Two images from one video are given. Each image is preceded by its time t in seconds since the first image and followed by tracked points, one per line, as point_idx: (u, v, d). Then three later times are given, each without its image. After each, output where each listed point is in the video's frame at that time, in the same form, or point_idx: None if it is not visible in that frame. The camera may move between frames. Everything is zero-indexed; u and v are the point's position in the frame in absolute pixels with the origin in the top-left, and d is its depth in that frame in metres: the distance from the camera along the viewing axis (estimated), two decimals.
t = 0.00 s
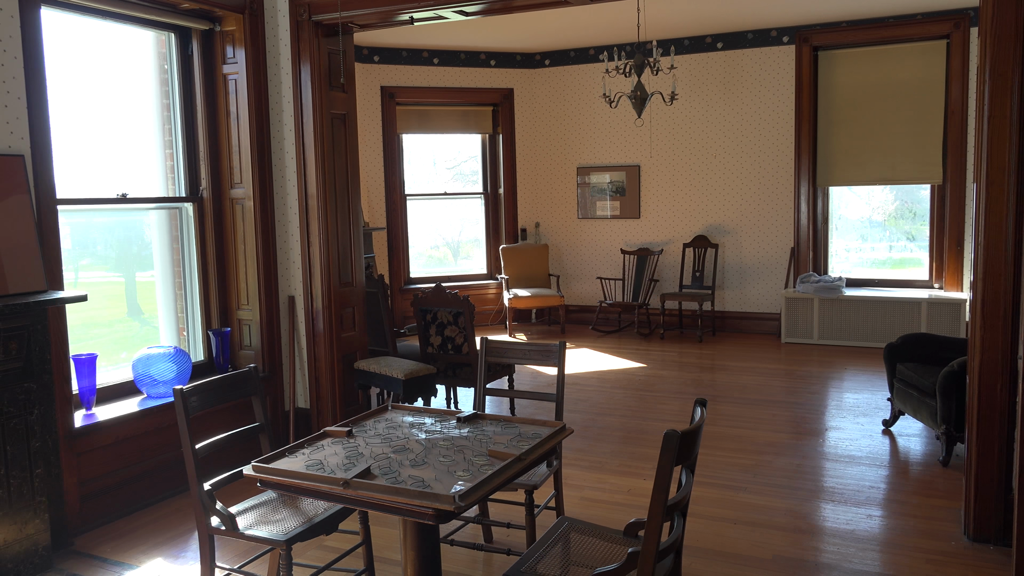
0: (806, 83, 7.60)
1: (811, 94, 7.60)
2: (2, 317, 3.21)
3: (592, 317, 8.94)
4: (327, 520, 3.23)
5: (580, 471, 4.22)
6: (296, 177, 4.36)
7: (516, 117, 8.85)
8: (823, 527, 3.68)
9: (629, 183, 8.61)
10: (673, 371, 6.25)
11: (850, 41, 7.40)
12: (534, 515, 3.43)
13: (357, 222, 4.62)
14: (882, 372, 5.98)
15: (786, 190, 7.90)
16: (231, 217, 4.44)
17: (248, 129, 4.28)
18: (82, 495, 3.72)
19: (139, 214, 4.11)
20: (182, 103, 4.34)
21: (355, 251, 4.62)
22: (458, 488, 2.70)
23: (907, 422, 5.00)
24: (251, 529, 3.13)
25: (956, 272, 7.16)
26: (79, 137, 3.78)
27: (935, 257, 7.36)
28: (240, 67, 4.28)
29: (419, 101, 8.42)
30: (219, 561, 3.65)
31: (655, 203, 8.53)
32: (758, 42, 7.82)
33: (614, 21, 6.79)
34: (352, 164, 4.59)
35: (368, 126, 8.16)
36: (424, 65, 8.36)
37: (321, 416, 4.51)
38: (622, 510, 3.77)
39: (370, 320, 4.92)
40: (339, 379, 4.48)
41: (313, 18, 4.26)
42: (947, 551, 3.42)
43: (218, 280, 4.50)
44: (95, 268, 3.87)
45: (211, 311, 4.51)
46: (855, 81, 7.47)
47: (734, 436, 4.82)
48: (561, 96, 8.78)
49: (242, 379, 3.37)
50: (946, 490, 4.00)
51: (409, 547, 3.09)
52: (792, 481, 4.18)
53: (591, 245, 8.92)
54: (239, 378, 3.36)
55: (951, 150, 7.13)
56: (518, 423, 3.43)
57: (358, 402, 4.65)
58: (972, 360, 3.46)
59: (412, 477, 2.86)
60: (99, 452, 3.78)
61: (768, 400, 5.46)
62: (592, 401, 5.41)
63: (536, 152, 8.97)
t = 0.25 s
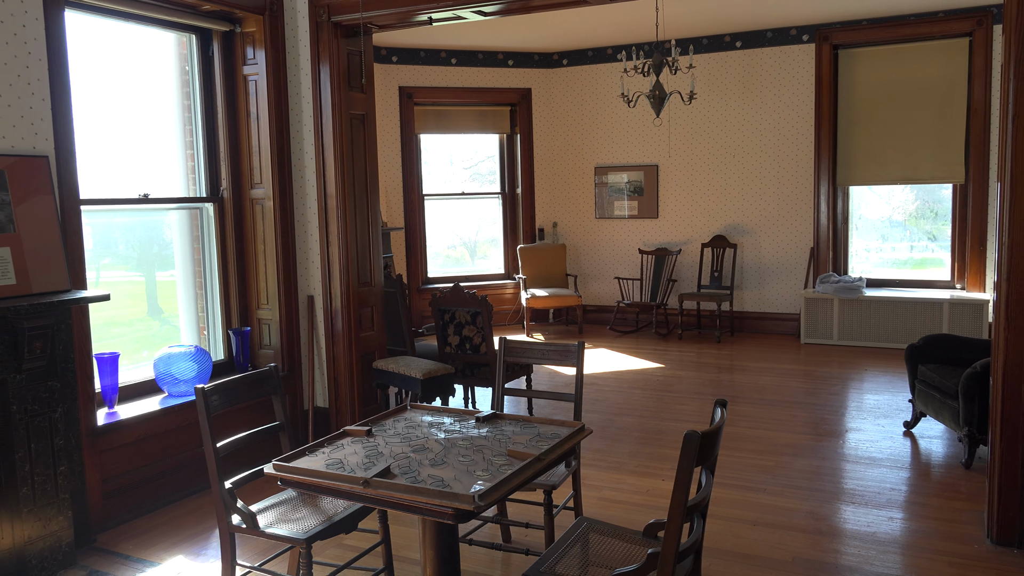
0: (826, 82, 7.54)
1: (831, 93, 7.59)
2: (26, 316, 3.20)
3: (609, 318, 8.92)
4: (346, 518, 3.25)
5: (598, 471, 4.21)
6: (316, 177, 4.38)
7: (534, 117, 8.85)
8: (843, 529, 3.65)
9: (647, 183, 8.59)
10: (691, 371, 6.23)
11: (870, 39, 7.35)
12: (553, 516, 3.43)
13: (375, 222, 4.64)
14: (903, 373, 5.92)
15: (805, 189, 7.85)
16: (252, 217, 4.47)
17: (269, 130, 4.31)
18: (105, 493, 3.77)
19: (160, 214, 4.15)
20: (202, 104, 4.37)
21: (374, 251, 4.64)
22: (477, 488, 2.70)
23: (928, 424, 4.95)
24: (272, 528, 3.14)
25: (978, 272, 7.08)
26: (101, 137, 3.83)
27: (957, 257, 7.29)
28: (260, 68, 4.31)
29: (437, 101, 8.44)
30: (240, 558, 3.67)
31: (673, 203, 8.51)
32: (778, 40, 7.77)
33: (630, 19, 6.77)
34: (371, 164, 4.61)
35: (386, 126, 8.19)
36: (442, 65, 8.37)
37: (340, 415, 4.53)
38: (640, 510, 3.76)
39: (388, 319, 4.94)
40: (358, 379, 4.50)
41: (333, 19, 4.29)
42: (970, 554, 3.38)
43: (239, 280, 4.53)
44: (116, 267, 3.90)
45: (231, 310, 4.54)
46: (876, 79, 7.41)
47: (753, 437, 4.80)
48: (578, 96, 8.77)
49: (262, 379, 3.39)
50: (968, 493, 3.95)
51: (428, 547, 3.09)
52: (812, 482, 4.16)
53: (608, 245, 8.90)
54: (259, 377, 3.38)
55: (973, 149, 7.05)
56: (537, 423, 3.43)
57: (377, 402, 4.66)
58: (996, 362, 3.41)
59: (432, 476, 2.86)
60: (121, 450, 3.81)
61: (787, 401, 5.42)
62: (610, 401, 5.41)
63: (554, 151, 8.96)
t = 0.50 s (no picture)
0: (843, 79, 7.49)
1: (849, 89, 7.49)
2: (48, 314, 3.26)
3: (624, 317, 8.90)
4: (363, 516, 3.26)
5: (613, 471, 4.21)
6: (332, 176, 4.40)
7: (549, 116, 8.85)
8: (861, 530, 3.62)
9: (662, 181, 8.57)
10: (706, 370, 6.21)
11: (888, 36, 7.30)
12: (568, 514, 3.43)
13: (391, 221, 4.65)
14: (921, 373, 5.87)
15: (822, 187, 7.80)
16: (269, 215, 4.49)
17: (285, 129, 4.34)
18: (124, 490, 3.80)
19: (177, 213, 4.17)
20: (220, 104, 4.40)
21: (389, 250, 4.65)
22: (493, 487, 2.71)
23: (947, 424, 4.91)
24: (289, 525, 3.16)
25: (997, 271, 7.01)
26: (120, 137, 3.86)
27: (976, 255, 7.22)
28: (277, 67, 4.34)
29: (452, 101, 8.45)
30: (257, 556, 3.69)
31: (689, 201, 8.48)
32: (794, 38, 7.73)
33: (644, 17, 6.74)
34: (386, 163, 4.62)
35: (401, 125, 8.22)
36: (457, 65, 8.38)
37: (356, 414, 4.55)
38: (656, 510, 3.75)
39: (404, 317, 4.95)
40: (374, 377, 4.52)
41: (349, 19, 4.31)
42: (990, 555, 3.35)
43: (256, 278, 4.56)
44: (133, 267, 3.93)
45: (248, 309, 4.56)
46: (893, 77, 7.36)
47: (769, 436, 4.78)
48: (593, 94, 8.76)
49: (278, 377, 3.40)
50: (988, 493, 3.91)
51: (444, 545, 3.10)
52: (829, 482, 4.13)
53: (624, 244, 8.88)
54: (276, 375, 3.39)
55: (993, 147, 6.98)
56: (553, 422, 3.43)
57: (393, 401, 4.68)
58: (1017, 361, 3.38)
59: (449, 475, 2.87)
60: (140, 447, 3.85)
61: (804, 400, 5.39)
62: (625, 400, 5.40)
63: (569, 150, 8.96)
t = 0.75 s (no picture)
0: (860, 78, 7.45)
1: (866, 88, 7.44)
2: (66, 312, 3.27)
3: (638, 317, 8.88)
4: (378, 514, 3.26)
5: (628, 471, 4.20)
6: (348, 176, 4.42)
7: (563, 116, 8.84)
8: (877, 532, 3.60)
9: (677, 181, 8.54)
10: (721, 371, 6.19)
11: (906, 35, 7.24)
12: (583, 515, 3.43)
13: (406, 220, 4.67)
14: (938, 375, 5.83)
15: (838, 187, 7.76)
16: (285, 215, 4.52)
17: (301, 129, 4.36)
18: (141, 487, 3.83)
19: (193, 212, 4.20)
20: (237, 103, 4.42)
21: (404, 249, 4.67)
22: (508, 486, 2.71)
23: (965, 426, 4.87)
24: (305, 523, 3.17)
25: (1016, 272, 6.94)
26: (138, 137, 3.89)
27: (994, 256, 7.16)
28: (293, 67, 4.36)
29: (466, 100, 8.46)
30: (272, 553, 3.72)
31: (704, 201, 8.45)
32: (811, 37, 7.68)
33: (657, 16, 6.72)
34: (401, 163, 4.63)
35: (416, 125, 8.24)
36: (472, 65, 8.39)
37: (371, 413, 4.57)
38: (671, 510, 3.74)
39: (418, 316, 4.97)
40: (388, 376, 4.54)
41: (364, 19, 4.33)
42: (1008, 558, 3.31)
43: (271, 277, 4.58)
44: (149, 265, 3.95)
45: (264, 308, 4.59)
46: (911, 76, 7.31)
47: (784, 437, 4.76)
48: (608, 94, 8.74)
49: (294, 375, 3.41)
50: (1006, 497, 3.88)
51: (458, 545, 3.10)
52: (845, 484, 4.11)
53: (638, 244, 8.86)
54: (292, 374, 3.40)
55: (1012, 147, 6.92)
56: (568, 422, 3.43)
57: (407, 400, 4.69)
58: None
59: (464, 474, 2.87)
60: (157, 444, 3.88)
61: (819, 402, 5.36)
62: (639, 401, 5.39)
63: (583, 150, 8.94)
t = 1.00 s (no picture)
0: (873, 79, 7.42)
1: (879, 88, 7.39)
2: (81, 310, 3.28)
3: (649, 317, 8.86)
4: (390, 514, 3.27)
5: (639, 472, 4.20)
6: (359, 175, 4.44)
7: (575, 117, 8.84)
8: (890, 535, 3.58)
9: (689, 182, 8.53)
10: (732, 372, 6.17)
11: (921, 36, 7.20)
12: (594, 515, 3.43)
13: (418, 220, 4.68)
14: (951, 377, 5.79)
15: (851, 188, 7.73)
16: (297, 214, 4.53)
17: (313, 129, 4.38)
18: (154, 485, 3.85)
19: (205, 212, 4.22)
20: (250, 103, 4.44)
21: (415, 249, 4.68)
22: (520, 486, 2.71)
23: (978, 428, 4.84)
24: (317, 522, 3.18)
25: None
26: (152, 136, 3.92)
27: (1008, 258, 7.13)
28: (306, 68, 4.38)
29: (478, 101, 8.47)
30: (284, 551, 3.73)
31: (715, 202, 8.44)
32: (824, 37, 7.66)
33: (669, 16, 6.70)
34: (413, 163, 4.64)
35: (428, 125, 8.25)
36: (483, 65, 8.40)
37: (382, 412, 4.58)
38: (681, 511, 3.74)
39: (429, 316, 4.98)
40: (400, 376, 4.55)
41: (377, 19, 4.34)
42: (1021, 561, 3.29)
43: (283, 277, 4.60)
44: (161, 264, 3.97)
45: (276, 308, 4.61)
46: (925, 76, 7.27)
47: (795, 439, 4.74)
48: (620, 94, 8.73)
49: (307, 373, 3.41)
50: (1019, 500, 3.85)
51: (470, 545, 3.10)
52: (857, 486, 4.09)
53: (649, 244, 8.85)
54: (304, 372, 3.40)
55: None
56: (580, 422, 3.43)
57: (418, 399, 4.71)
58: None
59: (476, 474, 2.88)
60: (170, 442, 3.90)
61: (831, 403, 5.34)
62: (650, 401, 5.38)
63: (594, 150, 8.94)
